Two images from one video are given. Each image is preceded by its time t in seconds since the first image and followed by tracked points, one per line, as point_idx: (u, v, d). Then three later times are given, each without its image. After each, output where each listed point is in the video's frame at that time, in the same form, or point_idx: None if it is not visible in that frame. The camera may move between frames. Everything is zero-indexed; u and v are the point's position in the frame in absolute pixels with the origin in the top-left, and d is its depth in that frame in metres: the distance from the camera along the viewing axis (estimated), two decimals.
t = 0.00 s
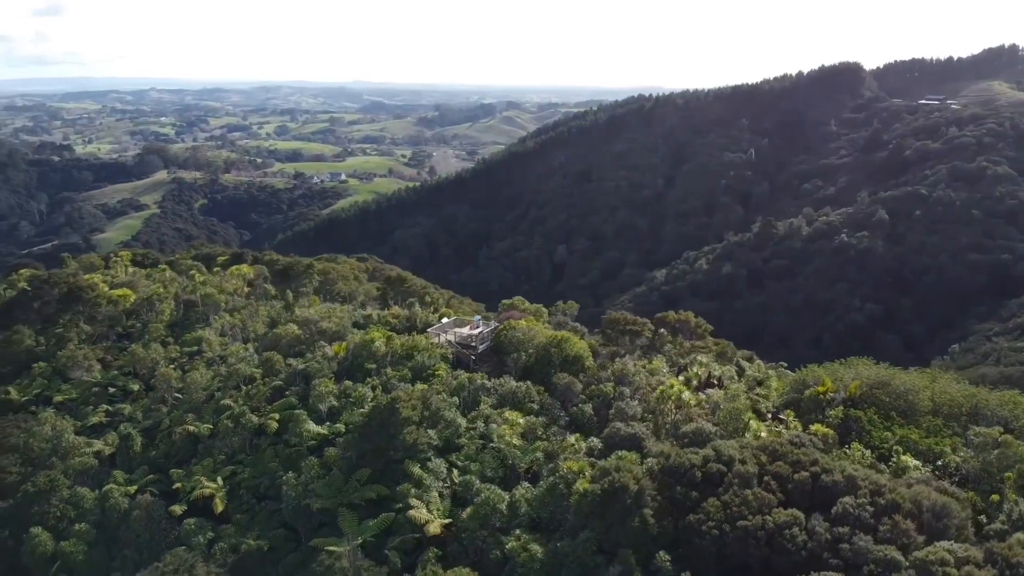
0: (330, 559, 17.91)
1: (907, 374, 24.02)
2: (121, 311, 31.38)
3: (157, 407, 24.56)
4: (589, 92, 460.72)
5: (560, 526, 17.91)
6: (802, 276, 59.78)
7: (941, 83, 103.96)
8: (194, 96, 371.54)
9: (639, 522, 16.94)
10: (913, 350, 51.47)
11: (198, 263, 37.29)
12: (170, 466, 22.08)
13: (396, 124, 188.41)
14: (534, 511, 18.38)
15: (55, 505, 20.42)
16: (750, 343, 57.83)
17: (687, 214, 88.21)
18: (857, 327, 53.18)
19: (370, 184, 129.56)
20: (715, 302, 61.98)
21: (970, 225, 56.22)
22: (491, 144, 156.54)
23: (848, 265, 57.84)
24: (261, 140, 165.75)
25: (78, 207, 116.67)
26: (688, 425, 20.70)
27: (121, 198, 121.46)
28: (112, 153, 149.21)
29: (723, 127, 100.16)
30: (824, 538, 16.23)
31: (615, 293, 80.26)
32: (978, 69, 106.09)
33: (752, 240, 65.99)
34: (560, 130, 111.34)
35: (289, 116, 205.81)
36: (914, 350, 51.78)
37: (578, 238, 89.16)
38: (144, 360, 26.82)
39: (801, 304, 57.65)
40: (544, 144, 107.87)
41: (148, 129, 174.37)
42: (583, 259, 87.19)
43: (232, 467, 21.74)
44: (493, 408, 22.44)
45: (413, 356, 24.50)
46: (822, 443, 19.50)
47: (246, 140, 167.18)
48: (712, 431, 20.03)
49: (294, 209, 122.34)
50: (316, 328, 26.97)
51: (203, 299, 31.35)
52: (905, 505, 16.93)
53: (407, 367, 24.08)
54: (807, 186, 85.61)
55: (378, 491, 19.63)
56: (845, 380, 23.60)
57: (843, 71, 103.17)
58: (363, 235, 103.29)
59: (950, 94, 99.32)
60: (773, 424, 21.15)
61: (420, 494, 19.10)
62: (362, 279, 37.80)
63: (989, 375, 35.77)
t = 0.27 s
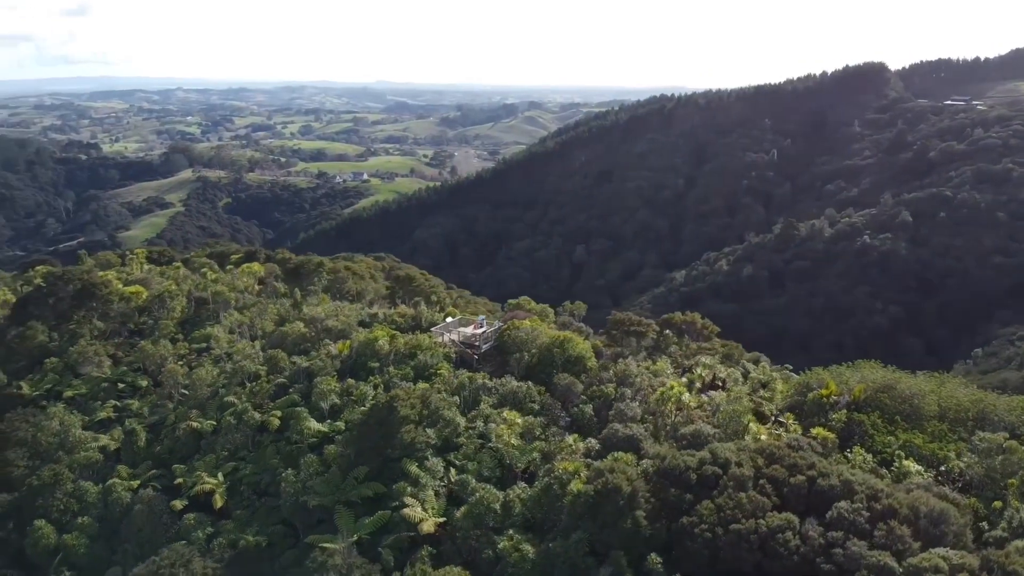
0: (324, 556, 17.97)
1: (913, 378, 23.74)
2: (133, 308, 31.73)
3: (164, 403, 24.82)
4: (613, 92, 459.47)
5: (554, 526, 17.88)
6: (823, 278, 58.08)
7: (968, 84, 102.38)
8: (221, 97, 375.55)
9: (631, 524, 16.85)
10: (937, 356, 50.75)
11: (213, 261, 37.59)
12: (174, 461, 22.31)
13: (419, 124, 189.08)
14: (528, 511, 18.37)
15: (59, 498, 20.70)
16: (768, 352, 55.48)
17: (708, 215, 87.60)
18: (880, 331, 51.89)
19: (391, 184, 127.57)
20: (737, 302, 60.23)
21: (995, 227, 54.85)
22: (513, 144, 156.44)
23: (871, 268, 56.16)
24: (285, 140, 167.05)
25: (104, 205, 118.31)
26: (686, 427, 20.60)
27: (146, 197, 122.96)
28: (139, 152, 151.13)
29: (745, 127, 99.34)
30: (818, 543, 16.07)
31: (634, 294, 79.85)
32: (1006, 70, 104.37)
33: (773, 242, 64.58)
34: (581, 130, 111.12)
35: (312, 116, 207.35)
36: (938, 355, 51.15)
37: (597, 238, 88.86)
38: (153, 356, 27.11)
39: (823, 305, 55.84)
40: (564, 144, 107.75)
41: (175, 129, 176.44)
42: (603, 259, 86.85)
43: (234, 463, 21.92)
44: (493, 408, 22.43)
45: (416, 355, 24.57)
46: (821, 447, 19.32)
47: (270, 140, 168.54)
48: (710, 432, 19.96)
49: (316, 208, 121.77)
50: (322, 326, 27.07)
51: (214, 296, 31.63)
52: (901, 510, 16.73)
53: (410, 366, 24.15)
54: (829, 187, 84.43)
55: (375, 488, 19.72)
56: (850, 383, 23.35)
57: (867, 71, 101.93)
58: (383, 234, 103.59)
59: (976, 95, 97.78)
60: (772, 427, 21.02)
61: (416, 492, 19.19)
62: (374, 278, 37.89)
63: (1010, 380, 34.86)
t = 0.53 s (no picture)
0: (319, 554, 18.06)
1: (919, 381, 23.43)
2: (145, 305, 32.13)
3: (171, 399, 25.09)
4: (637, 92, 457.74)
5: (548, 526, 17.86)
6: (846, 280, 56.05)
7: (995, 84, 100.73)
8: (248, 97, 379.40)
9: (623, 525, 16.79)
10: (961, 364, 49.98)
11: (226, 260, 37.92)
12: (178, 457, 22.54)
13: (441, 124, 189.59)
14: (522, 511, 18.38)
15: (62, 492, 21.00)
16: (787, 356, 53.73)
17: (729, 216, 86.90)
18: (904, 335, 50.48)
19: (412, 184, 126.48)
20: (759, 304, 58.19)
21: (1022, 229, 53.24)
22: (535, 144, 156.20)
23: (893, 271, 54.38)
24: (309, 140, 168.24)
25: (130, 203, 119.96)
26: (685, 428, 20.49)
27: (171, 195, 124.39)
28: (165, 151, 152.93)
29: (768, 127, 98.43)
30: (810, 548, 15.92)
31: (652, 295, 79.47)
32: None
33: (794, 244, 62.68)
34: (601, 131, 110.79)
35: (336, 116, 208.80)
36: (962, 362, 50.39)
37: (616, 238, 88.48)
38: (162, 353, 27.42)
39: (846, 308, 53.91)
40: (585, 145, 107.58)
41: (201, 128, 178.66)
42: (622, 259, 86.44)
43: (236, 459, 22.10)
44: (493, 407, 22.44)
45: (419, 354, 24.64)
46: (820, 451, 19.14)
47: (294, 139, 169.81)
48: (708, 434, 19.84)
49: (338, 207, 121.68)
50: (328, 325, 27.23)
51: (224, 294, 31.90)
52: (897, 515, 16.52)
53: (412, 365, 24.23)
54: (852, 188, 83.09)
55: (372, 486, 19.82)
56: (855, 386, 23.08)
57: (892, 70, 100.53)
58: (403, 234, 103.92)
59: (1003, 96, 96.17)
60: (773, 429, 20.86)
61: (412, 490, 19.26)
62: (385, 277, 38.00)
63: None
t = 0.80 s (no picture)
0: (314, 552, 18.15)
1: (925, 386, 23.12)
2: (158, 302, 32.51)
3: (177, 395, 25.38)
4: (661, 91, 455.68)
5: (541, 526, 17.85)
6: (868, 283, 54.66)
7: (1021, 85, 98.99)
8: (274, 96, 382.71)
9: (614, 526, 16.73)
10: (984, 366, 48.26)
11: (239, 258, 38.24)
12: (182, 452, 22.79)
13: (463, 124, 189.93)
14: (516, 511, 18.38)
15: (67, 486, 21.34)
16: (802, 360, 53.05)
17: (750, 217, 86.18)
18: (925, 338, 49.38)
19: (434, 185, 125.85)
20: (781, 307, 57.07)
21: None
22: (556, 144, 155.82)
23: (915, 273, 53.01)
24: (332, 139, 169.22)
25: (156, 201, 121.43)
26: (683, 430, 20.41)
27: (195, 194, 125.72)
28: (190, 150, 154.65)
29: (790, 127, 97.48)
30: (801, 553, 15.74)
31: (671, 296, 79.06)
32: None
33: (817, 244, 61.21)
34: (622, 131, 110.36)
35: (359, 116, 209.98)
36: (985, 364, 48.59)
37: (636, 239, 88.10)
38: (171, 349, 27.75)
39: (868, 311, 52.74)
40: (605, 145, 107.45)
41: (226, 127, 180.49)
42: (641, 260, 86.02)
43: (239, 455, 22.27)
44: (493, 407, 22.46)
45: (421, 353, 24.73)
46: (818, 454, 18.98)
47: (318, 139, 170.92)
48: (706, 436, 19.75)
49: (360, 206, 121.15)
50: (333, 323, 27.39)
51: (234, 292, 32.18)
52: (892, 520, 16.33)
53: (415, 364, 24.34)
54: (876, 189, 81.60)
55: (370, 484, 19.93)
56: (859, 389, 22.83)
57: (917, 70, 99.12)
58: (422, 233, 104.20)
59: None
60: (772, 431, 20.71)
61: (407, 489, 19.33)
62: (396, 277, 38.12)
63: None
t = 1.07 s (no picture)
0: (308, 549, 18.27)
1: (931, 391, 22.83)
2: (170, 300, 32.88)
3: (184, 392, 25.67)
4: (686, 91, 453.16)
5: (535, 527, 17.83)
6: (889, 285, 53.58)
7: None
8: (300, 96, 385.54)
9: (605, 528, 16.71)
10: (1009, 369, 46.75)
11: (252, 256, 38.52)
12: (185, 449, 23.04)
13: (484, 125, 190.10)
14: (510, 512, 18.40)
15: (72, 481, 21.66)
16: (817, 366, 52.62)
17: (771, 218, 85.37)
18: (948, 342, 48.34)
19: (455, 185, 125.70)
20: (801, 309, 56.34)
21: None
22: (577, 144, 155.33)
23: (938, 276, 51.82)
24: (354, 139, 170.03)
25: (180, 200, 122.76)
26: (681, 433, 20.32)
27: (219, 193, 126.89)
28: (214, 149, 156.14)
29: (812, 128, 96.47)
30: (792, 557, 15.61)
31: (690, 298, 78.61)
32: None
33: (839, 246, 60.09)
34: (643, 131, 109.88)
35: (382, 116, 210.90)
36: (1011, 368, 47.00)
37: (655, 239, 87.70)
38: (180, 347, 28.05)
39: (889, 315, 51.77)
40: (625, 145, 107.06)
41: (250, 127, 182.11)
42: (660, 261, 85.60)
43: (241, 453, 22.48)
44: (493, 407, 22.48)
45: (424, 353, 24.78)
46: (815, 460, 18.81)
47: (341, 139, 171.87)
48: (703, 438, 19.67)
49: (381, 206, 120.91)
50: (339, 322, 27.53)
51: (244, 291, 32.47)
52: (886, 527, 16.15)
53: (417, 363, 24.41)
54: (899, 191, 80.19)
55: (367, 482, 20.04)
56: (863, 394, 22.60)
57: (942, 71, 97.64)
58: (441, 233, 104.46)
59: None
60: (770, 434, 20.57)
61: (403, 488, 19.41)
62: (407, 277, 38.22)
63: None
